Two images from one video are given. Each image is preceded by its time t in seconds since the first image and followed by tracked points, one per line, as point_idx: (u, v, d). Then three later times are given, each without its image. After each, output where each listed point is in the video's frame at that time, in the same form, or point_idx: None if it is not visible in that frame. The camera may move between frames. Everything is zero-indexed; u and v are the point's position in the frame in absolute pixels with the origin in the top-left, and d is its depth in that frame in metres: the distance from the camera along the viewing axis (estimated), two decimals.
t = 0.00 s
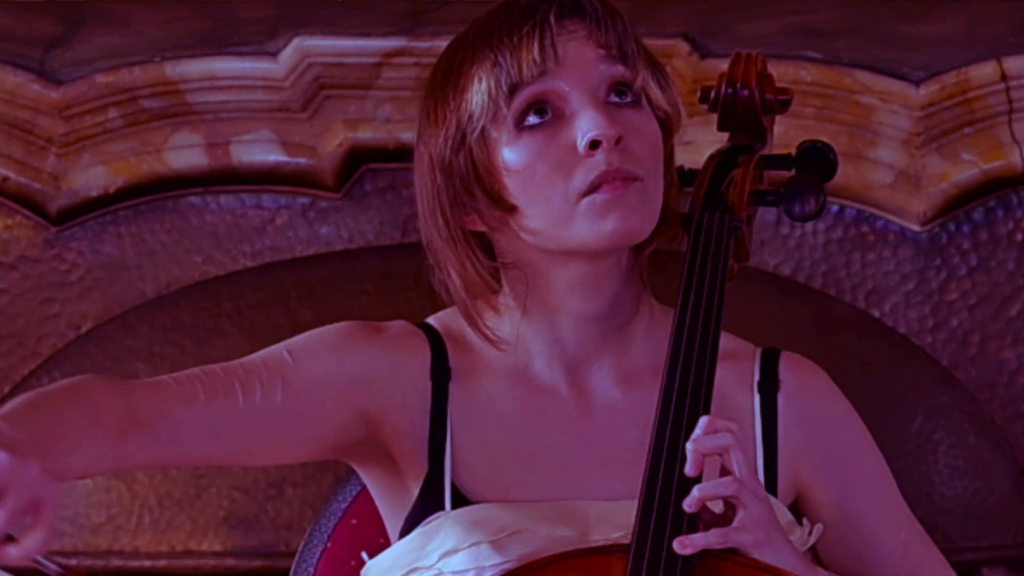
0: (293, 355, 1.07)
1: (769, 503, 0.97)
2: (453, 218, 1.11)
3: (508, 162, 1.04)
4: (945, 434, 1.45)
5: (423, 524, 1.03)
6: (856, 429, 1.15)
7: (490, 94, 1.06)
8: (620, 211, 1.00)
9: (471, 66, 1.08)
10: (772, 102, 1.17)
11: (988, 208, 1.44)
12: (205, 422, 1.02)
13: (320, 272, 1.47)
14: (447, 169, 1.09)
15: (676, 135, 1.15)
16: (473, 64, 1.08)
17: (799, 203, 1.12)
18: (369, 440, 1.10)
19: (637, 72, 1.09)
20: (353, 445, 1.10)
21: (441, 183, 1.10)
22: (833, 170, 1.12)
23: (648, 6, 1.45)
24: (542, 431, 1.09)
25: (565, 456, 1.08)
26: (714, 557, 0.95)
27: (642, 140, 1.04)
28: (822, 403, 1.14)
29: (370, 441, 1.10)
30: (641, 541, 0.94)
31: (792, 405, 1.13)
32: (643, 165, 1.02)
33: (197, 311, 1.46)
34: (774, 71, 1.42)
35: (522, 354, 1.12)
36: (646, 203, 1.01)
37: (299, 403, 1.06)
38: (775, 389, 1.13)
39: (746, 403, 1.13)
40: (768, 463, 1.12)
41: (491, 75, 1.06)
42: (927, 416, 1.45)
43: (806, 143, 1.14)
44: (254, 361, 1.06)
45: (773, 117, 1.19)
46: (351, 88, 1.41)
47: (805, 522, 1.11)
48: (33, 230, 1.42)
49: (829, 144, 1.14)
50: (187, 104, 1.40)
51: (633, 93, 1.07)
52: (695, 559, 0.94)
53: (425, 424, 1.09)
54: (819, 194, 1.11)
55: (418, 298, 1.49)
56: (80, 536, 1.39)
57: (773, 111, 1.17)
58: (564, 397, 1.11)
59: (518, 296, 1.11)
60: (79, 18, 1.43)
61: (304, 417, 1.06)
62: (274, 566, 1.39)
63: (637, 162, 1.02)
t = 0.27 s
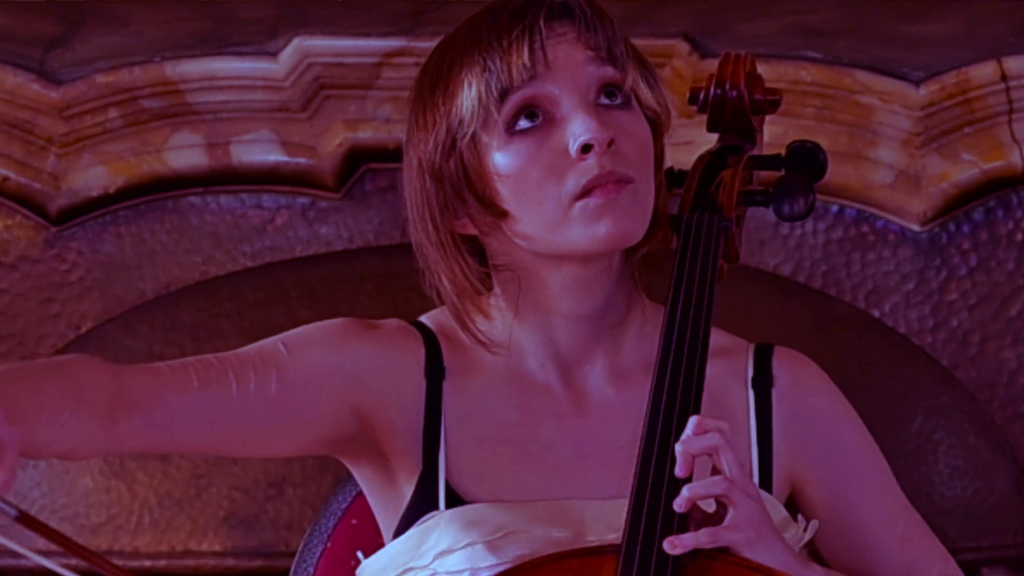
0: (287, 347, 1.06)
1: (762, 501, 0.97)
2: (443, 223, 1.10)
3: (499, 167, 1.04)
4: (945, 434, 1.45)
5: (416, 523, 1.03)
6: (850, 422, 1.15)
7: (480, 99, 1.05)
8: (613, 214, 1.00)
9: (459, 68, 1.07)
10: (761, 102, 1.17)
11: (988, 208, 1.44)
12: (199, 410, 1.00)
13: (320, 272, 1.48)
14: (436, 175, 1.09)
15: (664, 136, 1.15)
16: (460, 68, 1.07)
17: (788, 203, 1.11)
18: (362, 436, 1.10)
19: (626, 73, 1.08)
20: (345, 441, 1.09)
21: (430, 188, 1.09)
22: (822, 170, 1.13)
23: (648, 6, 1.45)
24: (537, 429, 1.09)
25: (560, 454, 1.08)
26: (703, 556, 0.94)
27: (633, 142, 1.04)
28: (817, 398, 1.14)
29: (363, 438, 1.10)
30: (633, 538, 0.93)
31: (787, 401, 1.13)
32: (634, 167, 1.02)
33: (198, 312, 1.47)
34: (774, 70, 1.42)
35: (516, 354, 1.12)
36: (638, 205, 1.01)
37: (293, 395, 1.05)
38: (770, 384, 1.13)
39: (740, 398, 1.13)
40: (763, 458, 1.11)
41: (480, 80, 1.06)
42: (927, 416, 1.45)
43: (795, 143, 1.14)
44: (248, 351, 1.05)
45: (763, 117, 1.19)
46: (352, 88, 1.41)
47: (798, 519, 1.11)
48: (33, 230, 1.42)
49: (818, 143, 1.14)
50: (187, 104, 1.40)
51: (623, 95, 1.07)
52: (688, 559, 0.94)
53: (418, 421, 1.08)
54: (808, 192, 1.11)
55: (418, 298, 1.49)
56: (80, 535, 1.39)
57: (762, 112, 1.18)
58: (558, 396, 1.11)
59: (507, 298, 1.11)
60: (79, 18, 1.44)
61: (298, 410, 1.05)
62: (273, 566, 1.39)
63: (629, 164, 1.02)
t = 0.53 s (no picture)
0: (286, 334, 1.06)
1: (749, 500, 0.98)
2: (436, 225, 1.11)
3: (491, 170, 1.04)
4: (945, 434, 1.45)
5: (412, 518, 1.03)
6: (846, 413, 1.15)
7: (471, 102, 1.05)
8: (605, 218, 1.00)
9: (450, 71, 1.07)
10: (744, 104, 1.16)
11: (988, 208, 1.44)
12: (195, 387, 0.99)
13: (320, 271, 1.48)
14: (428, 177, 1.09)
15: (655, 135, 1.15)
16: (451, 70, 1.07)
17: (771, 205, 1.12)
18: (357, 431, 1.09)
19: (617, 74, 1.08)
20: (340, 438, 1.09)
21: (422, 192, 1.10)
22: (806, 173, 1.14)
23: (648, 6, 1.45)
24: (531, 426, 1.09)
25: (554, 450, 1.08)
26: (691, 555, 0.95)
27: (625, 144, 1.04)
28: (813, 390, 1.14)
29: (357, 432, 1.09)
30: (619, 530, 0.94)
31: (783, 394, 1.13)
32: (626, 169, 1.02)
33: (197, 311, 1.47)
34: (774, 71, 1.42)
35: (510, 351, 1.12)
36: (631, 207, 1.01)
37: (291, 381, 1.04)
38: (766, 377, 1.13)
39: (735, 392, 1.13)
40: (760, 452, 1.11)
41: (471, 83, 1.05)
42: (926, 416, 1.46)
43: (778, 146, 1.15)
44: (247, 336, 1.04)
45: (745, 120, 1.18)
46: (352, 88, 1.41)
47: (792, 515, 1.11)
48: (33, 230, 1.42)
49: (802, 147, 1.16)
50: (187, 104, 1.40)
51: (614, 97, 1.07)
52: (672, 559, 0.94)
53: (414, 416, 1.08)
54: (792, 194, 1.12)
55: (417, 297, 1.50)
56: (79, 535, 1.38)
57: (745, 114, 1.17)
58: (552, 392, 1.11)
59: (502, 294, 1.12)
60: (79, 18, 1.44)
61: (295, 398, 1.04)
62: (273, 566, 1.39)
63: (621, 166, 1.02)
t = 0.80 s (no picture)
0: (284, 321, 1.04)
1: (733, 501, 0.96)
2: (425, 227, 1.11)
3: (481, 178, 1.03)
4: (945, 434, 1.44)
5: (408, 514, 1.04)
6: (843, 408, 1.15)
7: (458, 110, 1.04)
8: (594, 226, 0.99)
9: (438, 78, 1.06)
10: (721, 114, 1.17)
11: (988, 208, 1.44)
12: (195, 362, 0.96)
13: (318, 271, 1.47)
14: (417, 183, 1.09)
15: (643, 136, 1.14)
16: (438, 77, 1.06)
17: (748, 212, 1.11)
18: (347, 420, 1.09)
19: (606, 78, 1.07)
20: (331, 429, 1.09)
21: (412, 197, 1.10)
22: (785, 181, 1.13)
23: (647, 7, 1.45)
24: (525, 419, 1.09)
25: (546, 442, 1.08)
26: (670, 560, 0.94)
27: (614, 148, 1.02)
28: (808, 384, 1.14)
29: (348, 423, 1.09)
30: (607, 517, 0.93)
31: (776, 387, 1.14)
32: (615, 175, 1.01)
33: (196, 310, 1.46)
34: (774, 70, 1.41)
35: (504, 345, 1.13)
36: (619, 213, 1.00)
37: (288, 366, 1.02)
38: (759, 371, 1.14)
39: (731, 385, 1.13)
40: (754, 443, 1.11)
41: (459, 91, 1.04)
42: (926, 416, 1.44)
43: (755, 155, 1.15)
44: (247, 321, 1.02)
45: (724, 129, 1.19)
46: (352, 88, 1.41)
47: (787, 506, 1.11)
48: (34, 230, 1.42)
49: (781, 155, 1.15)
50: (187, 104, 1.40)
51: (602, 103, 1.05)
52: (650, 564, 0.93)
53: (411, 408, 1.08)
54: (767, 203, 1.11)
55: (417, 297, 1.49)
56: (80, 535, 1.38)
57: (722, 124, 1.17)
58: (545, 384, 1.12)
59: (491, 292, 1.13)
60: (79, 19, 1.44)
61: (293, 388, 1.03)
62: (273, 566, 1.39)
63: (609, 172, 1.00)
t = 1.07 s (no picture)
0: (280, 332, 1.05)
1: (736, 458, 0.95)
2: (414, 236, 1.10)
3: (468, 200, 1.02)
4: (945, 435, 1.42)
5: (402, 517, 1.04)
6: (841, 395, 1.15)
7: (441, 131, 1.02)
8: (579, 251, 0.97)
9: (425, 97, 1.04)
10: (716, 113, 1.16)
11: (988, 208, 1.44)
12: (203, 378, 0.97)
13: (318, 272, 1.45)
14: (404, 200, 1.07)
15: (633, 150, 1.11)
16: (425, 97, 1.04)
17: (743, 211, 1.11)
18: (345, 429, 1.09)
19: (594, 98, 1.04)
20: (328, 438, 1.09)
21: (398, 217, 1.09)
22: (780, 179, 1.12)
23: (647, 8, 1.45)
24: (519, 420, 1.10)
25: (540, 443, 1.09)
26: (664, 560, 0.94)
27: (602, 172, 1.00)
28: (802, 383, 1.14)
29: (346, 431, 1.09)
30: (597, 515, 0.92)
31: (769, 386, 1.13)
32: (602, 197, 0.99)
33: (198, 312, 1.43)
34: (774, 70, 1.41)
35: (498, 348, 1.13)
36: (605, 238, 0.99)
37: (289, 378, 1.03)
38: (752, 371, 1.14)
39: (723, 385, 1.14)
40: (747, 441, 1.12)
41: (443, 113, 1.02)
42: (927, 416, 1.42)
43: (751, 153, 1.14)
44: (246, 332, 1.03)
45: (719, 129, 1.18)
46: (352, 88, 1.41)
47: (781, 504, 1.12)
48: (34, 230, 1.42)
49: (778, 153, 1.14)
50: (187, 104, 1.40)
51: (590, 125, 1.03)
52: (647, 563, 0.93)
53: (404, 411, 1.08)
54: (763, 200, 1.11)
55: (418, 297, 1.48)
56: (80, 536, 1.38)
57: (717, 123, 1.16)
58: (539, 386, 1.12)
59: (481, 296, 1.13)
60: (79, 19, 1.45)
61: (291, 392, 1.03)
62: (274, 566, 1.37)
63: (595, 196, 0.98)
